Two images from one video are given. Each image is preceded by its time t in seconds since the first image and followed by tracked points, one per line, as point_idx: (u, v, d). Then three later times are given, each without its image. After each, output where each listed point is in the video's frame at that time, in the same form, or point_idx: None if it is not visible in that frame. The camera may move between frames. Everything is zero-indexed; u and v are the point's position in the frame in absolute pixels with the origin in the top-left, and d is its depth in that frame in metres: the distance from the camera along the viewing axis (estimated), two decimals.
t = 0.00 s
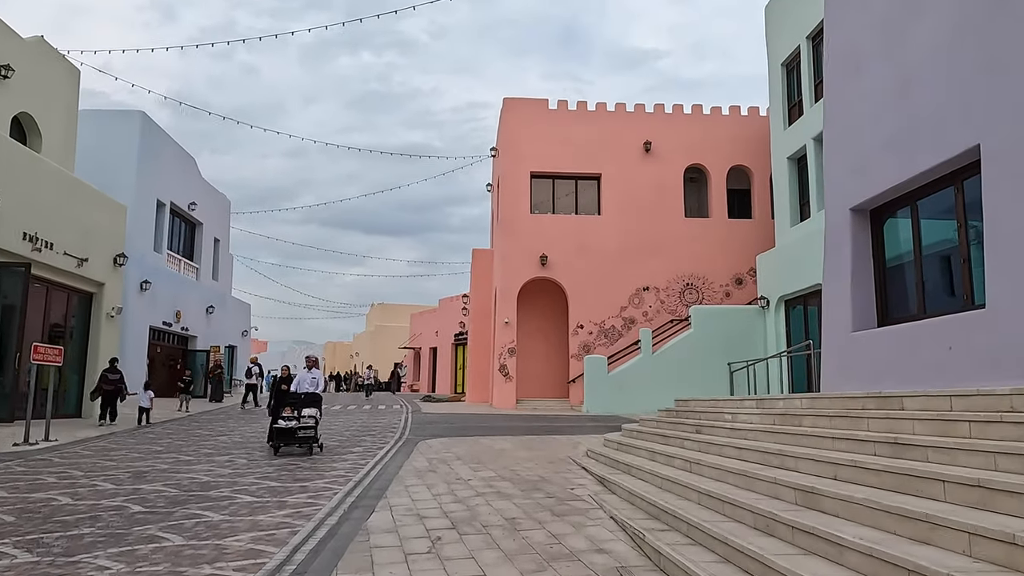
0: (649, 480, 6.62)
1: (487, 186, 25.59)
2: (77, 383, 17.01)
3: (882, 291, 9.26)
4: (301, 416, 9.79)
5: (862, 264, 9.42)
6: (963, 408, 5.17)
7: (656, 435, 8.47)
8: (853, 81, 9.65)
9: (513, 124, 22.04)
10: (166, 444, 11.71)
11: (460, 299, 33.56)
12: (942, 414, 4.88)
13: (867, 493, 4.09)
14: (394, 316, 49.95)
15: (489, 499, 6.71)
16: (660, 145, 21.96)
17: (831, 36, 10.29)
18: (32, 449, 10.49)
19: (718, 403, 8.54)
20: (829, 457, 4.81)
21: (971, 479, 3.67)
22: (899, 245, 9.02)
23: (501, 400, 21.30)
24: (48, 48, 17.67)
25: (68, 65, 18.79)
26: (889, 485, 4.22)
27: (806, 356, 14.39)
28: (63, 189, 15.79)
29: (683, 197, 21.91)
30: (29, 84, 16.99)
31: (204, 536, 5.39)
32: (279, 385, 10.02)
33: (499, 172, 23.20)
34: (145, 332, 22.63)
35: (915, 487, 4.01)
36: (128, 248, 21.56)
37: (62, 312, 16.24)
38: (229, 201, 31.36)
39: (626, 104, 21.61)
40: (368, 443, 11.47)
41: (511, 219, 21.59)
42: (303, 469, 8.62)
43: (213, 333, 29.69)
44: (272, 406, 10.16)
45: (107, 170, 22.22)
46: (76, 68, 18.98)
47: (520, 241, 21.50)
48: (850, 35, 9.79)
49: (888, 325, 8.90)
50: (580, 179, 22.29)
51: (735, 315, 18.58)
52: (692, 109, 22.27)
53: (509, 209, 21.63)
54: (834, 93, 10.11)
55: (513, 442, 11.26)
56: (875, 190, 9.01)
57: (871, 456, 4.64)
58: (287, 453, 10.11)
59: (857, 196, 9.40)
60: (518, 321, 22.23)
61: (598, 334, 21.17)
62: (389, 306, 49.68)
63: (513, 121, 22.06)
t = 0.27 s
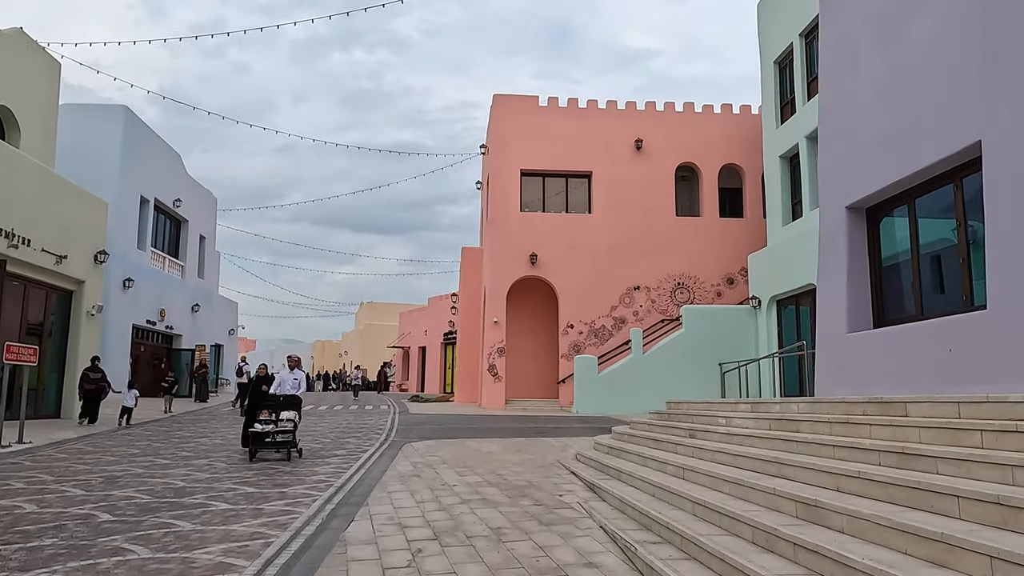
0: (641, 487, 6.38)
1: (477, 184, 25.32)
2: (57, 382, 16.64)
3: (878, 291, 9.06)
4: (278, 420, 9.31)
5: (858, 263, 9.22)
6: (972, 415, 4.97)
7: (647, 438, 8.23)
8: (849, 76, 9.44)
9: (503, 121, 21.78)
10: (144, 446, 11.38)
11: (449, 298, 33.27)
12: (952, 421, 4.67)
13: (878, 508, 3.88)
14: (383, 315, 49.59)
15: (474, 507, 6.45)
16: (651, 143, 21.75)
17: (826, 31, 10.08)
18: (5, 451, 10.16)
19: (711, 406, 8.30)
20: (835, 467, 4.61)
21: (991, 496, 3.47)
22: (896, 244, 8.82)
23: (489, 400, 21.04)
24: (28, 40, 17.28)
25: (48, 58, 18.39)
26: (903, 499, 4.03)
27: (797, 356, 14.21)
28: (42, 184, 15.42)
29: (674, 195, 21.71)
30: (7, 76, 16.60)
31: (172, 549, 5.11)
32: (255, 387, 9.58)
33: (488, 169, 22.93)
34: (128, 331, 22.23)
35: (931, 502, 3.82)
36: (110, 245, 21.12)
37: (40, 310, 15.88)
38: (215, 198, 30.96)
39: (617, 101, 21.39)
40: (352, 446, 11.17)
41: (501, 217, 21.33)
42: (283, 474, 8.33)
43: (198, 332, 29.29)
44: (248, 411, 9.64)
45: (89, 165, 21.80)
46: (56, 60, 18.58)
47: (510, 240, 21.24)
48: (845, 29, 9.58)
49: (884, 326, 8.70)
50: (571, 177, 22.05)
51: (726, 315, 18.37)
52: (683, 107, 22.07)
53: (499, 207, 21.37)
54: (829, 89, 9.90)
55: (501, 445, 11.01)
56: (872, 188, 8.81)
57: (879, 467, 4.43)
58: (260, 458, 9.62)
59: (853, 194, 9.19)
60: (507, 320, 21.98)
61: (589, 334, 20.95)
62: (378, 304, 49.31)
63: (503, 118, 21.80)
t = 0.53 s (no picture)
0: (636, 494, 6.15)
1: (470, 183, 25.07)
2: (40, 383, 16.30)
3: (878, 292, 8.87)
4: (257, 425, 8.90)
5: (857, 264, 9.02)
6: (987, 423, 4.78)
7: (641, 444, 8.01)
8: (848, 72, 9.23)
9: (495, 120, 21.54)
10: (125, 450, 11.07)
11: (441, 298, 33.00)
12: (968, 430, 4.48)
13: (895, 524, 3.67)
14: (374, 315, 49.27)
15: (463, 515, 6.20)
16: (645, 143, 21.55)
17: (824, 27, 9.87)
18: None
19: (710, 410, 8.10)
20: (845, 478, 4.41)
21: (1016, 513, 3.28)
22: (896, 243, 8.63)
23: (481, 402, 20.79)
24: (11, 33, 16.94)
25: (33, 52, 18.05)
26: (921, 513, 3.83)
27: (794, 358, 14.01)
28: (24, 180, 15.08)
29: (668, 195, 21.52)
30: None
31: (144, 561, 4.84)
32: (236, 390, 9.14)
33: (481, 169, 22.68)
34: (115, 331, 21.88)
35: (953, 519, 3.63)
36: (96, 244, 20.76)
37: (23, 309, 15.58)
38: (205, 196, 30.61)
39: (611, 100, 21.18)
40: (340, 449, 10.90)
41: (493, 216, 21.08)
42: (266, 480, 8.06)
43: (187, 332, 28.93)
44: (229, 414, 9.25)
45: (74, 162, 21.43)
46: (40, 55, 18.25)
47: (503, 239, 21.00)
48: (844, 25, 9.38)
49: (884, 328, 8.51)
50: (564, 177, 21.82)
51: (720, 317, 18.18)
52: (677, 106, 21.88)
53: (491, 206, 21.13)
54: (827, 86, 9.71)
55: (492, 448, 10.76)
56: (872, 188, 8.61)
57: (890, 478, 4.23)
58: (249, 463, 9.35)
59: (852, 193, 9.00)
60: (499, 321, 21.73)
61: (582, 335, 20.73)
62: (370, 304, 48.98)
63: (495, 117, 21.56)
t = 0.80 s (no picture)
0: (636, 501, 5.91)
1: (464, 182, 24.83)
2: (24, 384, 15.98)
3: (882, 292, 8.65)
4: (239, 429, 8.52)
5: (861, 264, 8.79)
6: (1011, 429, 4.56)
7: (640, 448, 7.77)
8: (851, 67, 9.01)
9: (489, 118, 21.28)
10: (108, 453, 10.77)
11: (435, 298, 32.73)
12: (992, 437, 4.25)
13: (918, 539, 3.45)
14: (368, 315, 48.94)
15: (455, 524, 5.94)
16: (642, 141, 21.33)
17: (826, 21, 9.64)
18: None
19: (710, 414, 7.86)
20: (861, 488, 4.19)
21: None
22: (901, 241, 8.41)
23: (475, 404, 20.53)
24: None
25: (19, 47, 17.71)
26: (945, 528, 3.61)
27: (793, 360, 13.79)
28: (9, 176, 14.75)
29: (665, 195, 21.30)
30: None
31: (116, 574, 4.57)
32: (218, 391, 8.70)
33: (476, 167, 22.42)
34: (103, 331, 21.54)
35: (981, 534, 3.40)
36: (83, 242, 20.41)
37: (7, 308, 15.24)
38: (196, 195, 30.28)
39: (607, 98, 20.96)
40: (330, 452, 10.62)
41: (488, 216, 20.82)
42: (252, 485, 7.78)
43: (178, 333, 28.59)
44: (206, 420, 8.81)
45: (63, 159, 21.08)
46: (27, 50, 17.91)
47: (497, 239, 20.74)
48: (847, 18, 9.15)
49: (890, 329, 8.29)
50: (559, 176, 21.58)
51: (717, 318, 17.96)
52: (674, 104, 21.66)
53: (486, 206, 20.88)
54: (829, 81, 9.48)
55: (486, 452, 10.50)
56: (876, 185, 8.38)
57: (911, 489, 4.02)
58: (227, 471, 8.89)
59: (856, 190, 8.76)
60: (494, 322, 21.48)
61: (578, 336, 20.47)
62: (364, 305, 48.66)
63: (489, 115, 21.31)
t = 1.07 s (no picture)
0: (637, 512, 5.67)
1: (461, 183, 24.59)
2: (11, 386, 15.68)
3: (889, 295, 8.42)
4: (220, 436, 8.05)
5: (867, 266, 8.57)
6: None
7: (640, 456, 7.53)
8: (857, 64, 8.79)
9: (485, 118, 21.05)
10: (93, 457, 10.49)
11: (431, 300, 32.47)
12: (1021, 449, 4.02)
13: (948, 561, 3.23)
14: (364, 317, 48.64)
15: (448, 536, 5.68)
16: (640, 142, 21.11)
17: (832, 16, 9.40)
18: None
19: (713, 420, 7.62)
20: (881, 503, 3.97)
21: None
22: (908, 244, 8.19)
23: (471, 407, 20.26)
24: None
25: (9, 44, 17.43)
26: (975, 549, 3.38)
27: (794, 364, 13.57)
28: None
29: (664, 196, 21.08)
30: None
31: None
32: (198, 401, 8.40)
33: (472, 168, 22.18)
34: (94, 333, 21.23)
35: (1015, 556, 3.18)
36: (73, 242, 20.11)
37: None
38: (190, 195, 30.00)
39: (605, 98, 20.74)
40: (322, 458, 10.36)
41: (484, 217, 20.58)
42: (239, 493, 7.52)
43: (171, 334, 28.28)
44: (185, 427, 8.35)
45: (53, 159, 20.78)
46: (17, 47, 17.63)
47: (494, 240, 20.50)
48: (852, 14, 8.94)
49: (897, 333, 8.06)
50: (556, 176, 21.36)
51: (717, 320, 17.73)
52: (673, 105, 21.44)
53: (482, 207, 20.64)
54: (834, 79, 9.27)
55: (482, 457, 10.25)
56: (883, 185, 8.16)
57: (937, 505, 3.79)
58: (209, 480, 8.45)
59: (863, 189, 8.52)
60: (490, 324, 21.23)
61: (575, 339, 20.23)
62: (360, 306, 48.35)
63: (486, 114, 21.08)
